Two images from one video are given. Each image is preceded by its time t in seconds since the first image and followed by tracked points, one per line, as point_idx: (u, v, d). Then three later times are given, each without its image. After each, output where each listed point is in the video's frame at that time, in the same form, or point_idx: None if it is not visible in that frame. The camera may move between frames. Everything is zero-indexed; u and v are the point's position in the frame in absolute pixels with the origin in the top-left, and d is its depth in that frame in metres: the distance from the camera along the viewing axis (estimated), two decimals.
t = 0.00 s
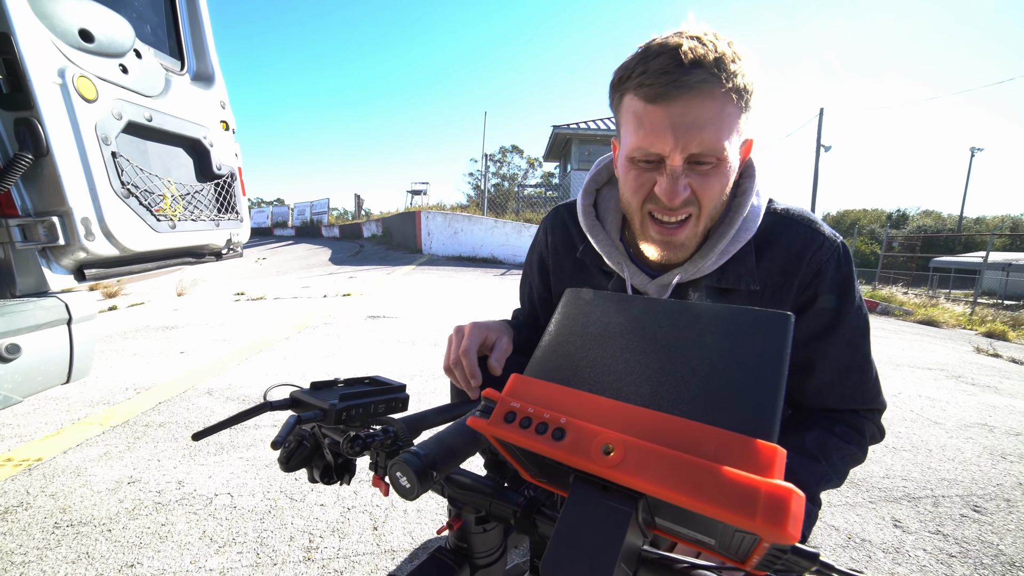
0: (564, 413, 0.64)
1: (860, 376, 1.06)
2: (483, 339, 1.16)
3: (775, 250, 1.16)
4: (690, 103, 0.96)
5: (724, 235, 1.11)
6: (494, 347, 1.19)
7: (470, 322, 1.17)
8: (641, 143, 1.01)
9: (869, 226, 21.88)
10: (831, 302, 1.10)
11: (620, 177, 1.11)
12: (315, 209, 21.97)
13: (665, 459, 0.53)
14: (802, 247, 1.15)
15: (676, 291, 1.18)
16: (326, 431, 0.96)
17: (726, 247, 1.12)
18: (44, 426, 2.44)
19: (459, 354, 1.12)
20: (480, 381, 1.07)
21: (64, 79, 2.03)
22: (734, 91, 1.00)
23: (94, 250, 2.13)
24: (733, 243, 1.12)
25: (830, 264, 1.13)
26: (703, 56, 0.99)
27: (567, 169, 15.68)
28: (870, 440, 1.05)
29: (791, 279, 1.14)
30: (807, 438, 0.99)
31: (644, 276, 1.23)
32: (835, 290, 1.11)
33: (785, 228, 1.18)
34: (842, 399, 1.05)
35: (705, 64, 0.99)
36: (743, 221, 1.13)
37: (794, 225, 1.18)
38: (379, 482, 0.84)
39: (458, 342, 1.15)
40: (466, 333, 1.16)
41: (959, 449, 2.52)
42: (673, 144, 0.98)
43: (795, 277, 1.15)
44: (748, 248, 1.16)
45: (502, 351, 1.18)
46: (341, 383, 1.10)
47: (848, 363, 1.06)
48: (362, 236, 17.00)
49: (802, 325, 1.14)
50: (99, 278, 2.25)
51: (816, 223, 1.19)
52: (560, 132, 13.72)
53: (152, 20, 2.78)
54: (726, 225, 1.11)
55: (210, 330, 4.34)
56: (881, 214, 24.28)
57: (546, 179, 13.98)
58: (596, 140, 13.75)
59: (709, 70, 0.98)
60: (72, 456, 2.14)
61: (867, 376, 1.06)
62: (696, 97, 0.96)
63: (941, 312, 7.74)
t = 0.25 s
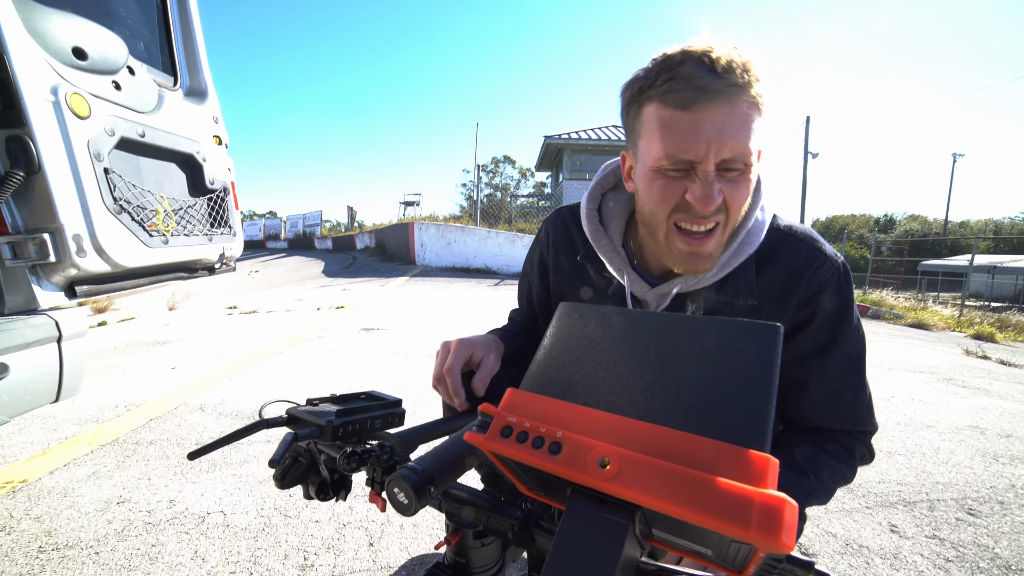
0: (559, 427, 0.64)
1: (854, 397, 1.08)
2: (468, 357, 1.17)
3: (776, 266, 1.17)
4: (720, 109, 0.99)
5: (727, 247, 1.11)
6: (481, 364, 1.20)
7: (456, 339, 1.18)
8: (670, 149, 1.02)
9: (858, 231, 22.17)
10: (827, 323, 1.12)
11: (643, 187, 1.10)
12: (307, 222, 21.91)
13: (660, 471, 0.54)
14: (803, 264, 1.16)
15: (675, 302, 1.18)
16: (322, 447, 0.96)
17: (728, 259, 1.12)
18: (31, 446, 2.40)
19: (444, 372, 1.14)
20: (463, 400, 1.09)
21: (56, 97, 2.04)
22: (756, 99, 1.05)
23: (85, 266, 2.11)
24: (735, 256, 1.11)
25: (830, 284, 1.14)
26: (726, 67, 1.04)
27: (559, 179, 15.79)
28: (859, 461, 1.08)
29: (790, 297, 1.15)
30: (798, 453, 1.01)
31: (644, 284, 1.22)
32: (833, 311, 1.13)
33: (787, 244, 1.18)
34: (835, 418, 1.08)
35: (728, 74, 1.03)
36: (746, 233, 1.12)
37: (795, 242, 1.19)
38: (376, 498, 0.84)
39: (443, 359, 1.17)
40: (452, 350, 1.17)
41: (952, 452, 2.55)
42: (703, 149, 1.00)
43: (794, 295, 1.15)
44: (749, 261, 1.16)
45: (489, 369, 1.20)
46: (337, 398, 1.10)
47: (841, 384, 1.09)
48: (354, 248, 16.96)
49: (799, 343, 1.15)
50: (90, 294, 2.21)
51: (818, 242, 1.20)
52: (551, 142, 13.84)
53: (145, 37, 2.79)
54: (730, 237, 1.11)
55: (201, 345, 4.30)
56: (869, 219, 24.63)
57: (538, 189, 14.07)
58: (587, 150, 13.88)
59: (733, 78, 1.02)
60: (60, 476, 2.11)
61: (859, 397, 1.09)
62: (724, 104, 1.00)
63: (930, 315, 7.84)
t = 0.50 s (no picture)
0: (558, 412, 0.65)
1: (850, 416, 1.10)
2: (464, 360, 1.16)
3: (794, 282, 1.16)
4: (767, 119, 0.95)
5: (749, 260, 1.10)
6: (477, 368, 1.18)
7: (453, 341, 1.18)
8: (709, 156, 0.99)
9: (855, 235, 22.24)
10: (834, 344, 1.14)
11: (674, 192, 1.07)
12: (305, 215, 21.85)
13: (657, 455, 0.54)
14: (820, 283, 1.16)
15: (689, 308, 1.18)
16: (319, 435, 0.96)
17: (747, 272, 1.11)
18: (25, 433, 2.39)
19: (437, 373, 1.14)
20: (454, 403, 1.10)
21: (54, 80, 2.02)
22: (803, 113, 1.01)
23: (82, 252, 2.10)
24: (755, 270, 1.11)
25: (843, 306, 1.15)
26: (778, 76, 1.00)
27: (558, 177, 15.79)
28: (844, 475, 1.09)
29: (802, 314, 1.15)
30: (790, 457, 1.02)
31: (658, 287, 1.24)
32: (843, 332, 1.14)
33: (807, 261, 1.18)
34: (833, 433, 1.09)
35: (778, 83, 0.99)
36: (769, 247, 1.12)
37: (814, 260, 1.19)
38: (374, 485, 0.84)
39: (439, 361, 1.17)
40: (448, 352, 1.18)
41: (943, 452, 2.57)
42: (744, 159, 0.96)
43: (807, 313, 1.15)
44: (767, 276, 1.16)
45: (484, 373, 1.18)
46: (335, 386, 1.10)
47: (841, 401, 1.11)
48: (352, 242, 16.93)
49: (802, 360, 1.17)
50: (86, 281, 2.21)
51: (837, 263, 1.20)
52: (551, 140, 13.84)
53: (144, 24, 2.78)
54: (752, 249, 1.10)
55: (198, 336, 4.29)
56: (866, 223, 24.71)
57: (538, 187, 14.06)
58: (586, 149, 13.88)
59: (782, 88, 0.98)
60: (54, 463, 2.11)
61: (856, 415, 1.11)
62: (772, 114, 0.96)
63: (924, 319, 7.88)
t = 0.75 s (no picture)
0: (559, 420, 0.65)
1: (859, 425, 1.08)
2: (464, 371, 1.16)
3: (798, 287, 1.19)
4: (782, 128, 0.96)
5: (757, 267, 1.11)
6: (478, 377, 1.19)
7: (453, 353, 1.18)
8: (722, 163, 1.00)
9: (850, 235, 22.34)
10: (837, 350, 1.16)
11: (686, 196, 1.08)
12: (302, 220, 21.82)
13: (658, 463, 0.54)
14: (824, 288, 1.18)
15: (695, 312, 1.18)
16: (319, 443, 0.96)
17: (755, 278, 1.12)
18: (20, 443, 2.37)
19: (437, 385, 1.14)
20: (450, 415, 1.07)
21: (52, 87, 2.02)
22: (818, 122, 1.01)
23: (79, 259, 2.09)
24: (763, 276, 1.12)
25: (846, 312, 1.17)
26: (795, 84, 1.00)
27: (555, 180, 15.83)
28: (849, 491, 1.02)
29: (807, 320, 1.17)
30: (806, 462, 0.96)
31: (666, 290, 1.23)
32: (846, 339, 1.16)
33: (812, 266, 1.20)
34: (843, 443, 1.06)
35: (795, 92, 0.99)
36: (778, 254, 1.13)
37: (819, 265, 1.21)
38: (374, 493, 0.84)
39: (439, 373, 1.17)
40: (448, 364, 1.17)
41: (942, 453, 2.58)
42: (758, 167, 0.97)
43: (811, 318, 1.18)
44: (774, 282, 1.17)
45: (485, 382, 1.18)
46: (334, 394, 1.09)
47: (848, 408, 1.09)
48: (349, 247, 16.90)
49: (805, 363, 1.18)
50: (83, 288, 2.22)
51: (841, 268, 1.22)
52: (547, 144, 13.88)
53: (142, 30, 2.77)
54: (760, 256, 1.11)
55: (194, 342, 4.27)
56: (861, 224, 24.84)
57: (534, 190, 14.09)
58: (583, 152, 13.92)
59: (799, 98, 0.99)
60: (49, 474, 2.09)
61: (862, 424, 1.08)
62: (788, 124, 0.96)
63: (920, 319, 7.92)
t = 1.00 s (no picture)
0: (559, 422, 0.65)
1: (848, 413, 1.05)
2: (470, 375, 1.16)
3: (793, 275, 1.20)
4: (775, 114, 0.96)
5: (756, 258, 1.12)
6: (484, 378, 1.19)
7: (459, 357, 1.18)
8: (717, 150, 1.01)
9: (848, 236, 22.41)
10: (831, 339, 1.16)
11: (683, 185, 1.09)
12: (300, 223, 21.79)
13: (659, 465, 0.54)
14: (819, 277, 1.19)
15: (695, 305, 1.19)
16: (317, 446, 0.95)
17: (754, 270, 1.14)
18: (16, 447, 2.36)
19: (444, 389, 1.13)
20: (456, 420, 1.06)
21: (47, 91, 2.01)
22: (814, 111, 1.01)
23: (75, 263, 2.08)
24: (762, 267, 1.13)
25: (840, 301, 1.17)
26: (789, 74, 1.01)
27: (553, 182, 15.84)
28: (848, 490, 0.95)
29: (800, 309, 1.18)
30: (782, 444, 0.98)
31: (665, 284, 1.25)
32: (840, 328, 1.16)
33: (807, 255, 1.21)
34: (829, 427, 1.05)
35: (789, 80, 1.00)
36: (776, 246, 1.13)
37: (815, 255, 1.21)
38: (372, 497, 0.83)
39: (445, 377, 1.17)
40: (454, 367, 1.17)
41: (940, 452, 2.58)
42: (752, 153, 0.98)
43: (805, 307, 1.18)
44: (773, 273, 1.18)
45: (491, 384, 1.19)
46: (333, 397, 1.09)
47: (835, 394, 1.08)
48: (347, 249, 16.88)
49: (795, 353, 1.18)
50: (79, 292, 2.18)
51: (837, 259, 1.22)
52: (545, 146, 13.90)
53: (138, 34, 2.77)
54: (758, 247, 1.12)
55: (192, 346, 4.25)
56: (858, 224, 24.93)
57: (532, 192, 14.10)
58: (580, 154, 13.95)
59: (793, 86, 0.99)
60: (46, 478, 2.07)
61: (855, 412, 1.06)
62: (781, 110, 0.97)
63: (917, 319, 7.95)
